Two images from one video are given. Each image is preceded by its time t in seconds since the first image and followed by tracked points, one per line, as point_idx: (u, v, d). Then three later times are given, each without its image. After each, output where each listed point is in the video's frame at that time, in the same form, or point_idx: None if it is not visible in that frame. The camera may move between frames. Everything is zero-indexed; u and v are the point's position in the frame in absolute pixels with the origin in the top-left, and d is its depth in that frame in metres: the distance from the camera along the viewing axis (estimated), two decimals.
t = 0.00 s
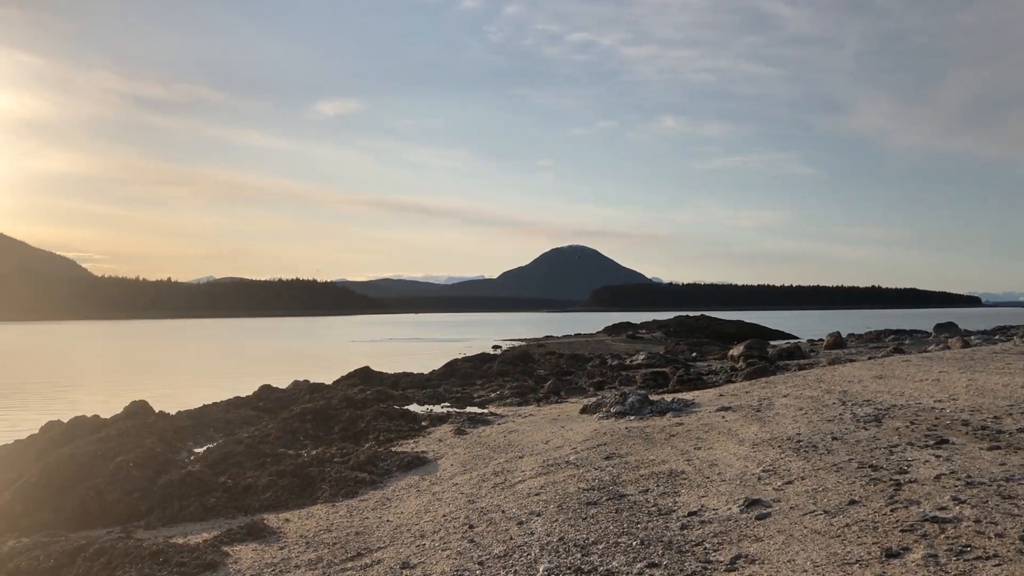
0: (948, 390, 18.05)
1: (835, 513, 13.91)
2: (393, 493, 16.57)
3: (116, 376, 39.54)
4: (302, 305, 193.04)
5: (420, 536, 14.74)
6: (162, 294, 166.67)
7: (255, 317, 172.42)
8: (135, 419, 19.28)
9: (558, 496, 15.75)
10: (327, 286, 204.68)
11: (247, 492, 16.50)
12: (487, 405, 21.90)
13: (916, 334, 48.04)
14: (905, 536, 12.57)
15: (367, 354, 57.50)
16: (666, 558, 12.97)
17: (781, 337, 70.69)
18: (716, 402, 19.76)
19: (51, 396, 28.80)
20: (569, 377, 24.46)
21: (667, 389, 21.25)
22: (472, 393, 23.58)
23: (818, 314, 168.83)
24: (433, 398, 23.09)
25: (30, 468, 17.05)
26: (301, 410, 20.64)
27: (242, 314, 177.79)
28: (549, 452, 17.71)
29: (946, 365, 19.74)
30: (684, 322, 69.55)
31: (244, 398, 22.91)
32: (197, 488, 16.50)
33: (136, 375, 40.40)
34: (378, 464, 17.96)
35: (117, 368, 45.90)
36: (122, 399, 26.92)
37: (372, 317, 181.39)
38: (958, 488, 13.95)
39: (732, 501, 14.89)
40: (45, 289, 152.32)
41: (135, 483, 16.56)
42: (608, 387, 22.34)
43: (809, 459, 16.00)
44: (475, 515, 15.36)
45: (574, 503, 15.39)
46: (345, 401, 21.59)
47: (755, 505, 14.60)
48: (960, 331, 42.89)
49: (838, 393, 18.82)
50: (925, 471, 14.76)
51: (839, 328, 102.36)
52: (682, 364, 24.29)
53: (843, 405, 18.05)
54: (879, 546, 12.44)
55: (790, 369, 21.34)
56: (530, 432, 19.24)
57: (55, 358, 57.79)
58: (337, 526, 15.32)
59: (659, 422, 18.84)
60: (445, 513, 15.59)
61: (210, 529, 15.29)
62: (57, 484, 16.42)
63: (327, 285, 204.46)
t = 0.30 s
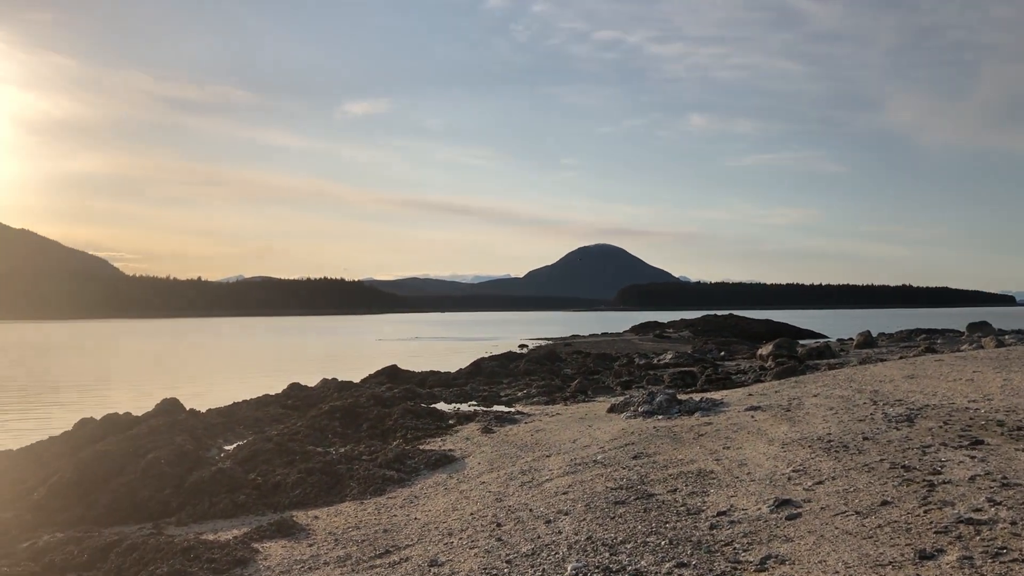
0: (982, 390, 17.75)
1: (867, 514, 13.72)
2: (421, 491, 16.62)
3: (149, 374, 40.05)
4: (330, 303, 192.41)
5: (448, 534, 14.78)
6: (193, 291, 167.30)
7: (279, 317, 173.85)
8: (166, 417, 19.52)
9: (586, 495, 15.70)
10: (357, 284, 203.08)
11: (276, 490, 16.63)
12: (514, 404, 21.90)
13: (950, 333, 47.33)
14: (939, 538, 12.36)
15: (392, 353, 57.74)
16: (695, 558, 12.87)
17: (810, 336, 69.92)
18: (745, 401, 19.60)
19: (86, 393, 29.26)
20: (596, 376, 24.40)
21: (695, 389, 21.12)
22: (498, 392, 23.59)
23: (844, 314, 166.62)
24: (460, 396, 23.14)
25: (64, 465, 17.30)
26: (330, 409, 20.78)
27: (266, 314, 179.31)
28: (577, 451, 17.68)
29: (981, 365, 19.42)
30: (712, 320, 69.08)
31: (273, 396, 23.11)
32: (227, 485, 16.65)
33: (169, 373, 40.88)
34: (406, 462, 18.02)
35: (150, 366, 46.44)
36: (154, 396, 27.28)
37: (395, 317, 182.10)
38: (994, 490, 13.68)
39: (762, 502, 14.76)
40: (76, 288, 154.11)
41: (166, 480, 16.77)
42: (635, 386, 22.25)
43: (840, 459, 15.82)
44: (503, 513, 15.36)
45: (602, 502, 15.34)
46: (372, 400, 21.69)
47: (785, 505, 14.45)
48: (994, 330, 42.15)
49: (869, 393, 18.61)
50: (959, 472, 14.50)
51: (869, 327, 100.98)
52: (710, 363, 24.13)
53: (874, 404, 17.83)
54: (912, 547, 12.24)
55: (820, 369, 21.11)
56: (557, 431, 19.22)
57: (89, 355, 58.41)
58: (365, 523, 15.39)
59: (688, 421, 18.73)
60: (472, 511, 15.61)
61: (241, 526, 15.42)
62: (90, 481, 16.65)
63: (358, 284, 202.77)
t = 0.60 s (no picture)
0: (1016, 389, 17.45)
1: (898, 514, 13.54)
2: (447, 489, 16.66)
3: (180, 371, 40.52)
4: (354, 301, 191.49)
5: (474, 531, 14.80)
6: (219, 290, 167.64)
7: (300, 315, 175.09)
8: (195, 413, 19.72)
9: (612, 494, 15.64)
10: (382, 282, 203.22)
11: (304, 486, 16.74)
12: (540, 402, 21.89)
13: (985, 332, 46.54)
14: (972, 539, 12.16)
15: (416, 351, 57.96)
16: (723, 557, 12.77)
17: (838, 335, 69.16)
18: (773, 400, 19.46)
19: (118, 390, 29.67)
20: (622, 375, 24.32)
21: (722, 387, 20.99)
22: (524, 390, 23.60)
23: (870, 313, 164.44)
24: (486, 394, 23.17)
25: (94, 461, 17.52)
26: (356, 406, 20.88)
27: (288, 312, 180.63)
28: (603, 449, 17.64)
29: (1015, 364, 19.10)
30: (739, 318, 68.54)
31: (300, 393, 23.29)
32: (255, 482, 16.78)
33: (199, 370, 41.32)
34: (432, 459, 18.07)
35: (181, 364, 46.95)
36: (185, 393, 27.60)
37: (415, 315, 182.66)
38: None
39: (791, 501, 14.62)
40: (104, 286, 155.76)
41: (196, 476, 16.93)
42: (661, 384, 22.17)
43: (870, 459, 15.64)
44: (529, 511, 15.35)
45: (629, 500, 15.28)
46: (399, 397, 21.77)
47: (814, 505, 14.31)
48: None
49: (900, 392, 18.40)
50: (993, 472, 14.25)
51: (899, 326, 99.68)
52: (738, 361, 23.96)
53: (905, 404, 17.61)
54: (945, 548, 12.04)
55: (849, 367, 20.90)
56: (583, 429, 19.21)
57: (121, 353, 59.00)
58: (392, 520, 15.46)
59: (715, 420, 18.63)
60: (499, 509, 15.62)
61: (269, 522, 15.54)
62: (120, 477, 16.86)
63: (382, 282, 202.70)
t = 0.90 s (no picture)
0: None
1: (927, 514, 13.34)
2: (472, 486, 16.68)
3: (207, 369, 40.92)
4: (373, 297, 192.26)
5: (498, 529, 14.80)
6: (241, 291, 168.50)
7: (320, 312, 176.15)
8: (221, 410, 19.90)
9: (637, 492, 15.59)
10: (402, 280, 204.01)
11: (329, 483, 16.84)
12: (563, 400, 21.88)
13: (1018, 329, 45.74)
14: (1003, 540, 11.95)
15: (439, 348, 58.12)
16: (749, 557, 12.67)
17: (866, 333, 68.24)
18: (799, 398, 19.32)
19: (146, 387, 30.01)
20: (647, 372, 24.25)
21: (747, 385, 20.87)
22: (548, 387, 23.61)
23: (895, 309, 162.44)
24: (510, 392, 23.19)
25: (123, 457, 17.72)
26: (381, 403, 20.96)
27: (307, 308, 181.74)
28: (628, 448, 17.58)
29: None
30: (765, 314, 67.84)
31: (325, 390, 23.44)
32: (281, 478, 16.89)
33: (226, 367, 41.73)
34: (456, 457, 18.11)
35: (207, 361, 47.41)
36: (212, 390, 27.88)
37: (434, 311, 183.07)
38: None
39: (817, 501, 14.47)
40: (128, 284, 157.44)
41: (222, 472, 17.07)
42: (686, 382, 22.09)
43: (898, 458, 15.45)
44: (553, 509, 15.33)
45: (653, 499, 15.21)
46: (423, 394, 21.82)
47: (841, 504, 14.15)
48: None
49: (928, 390, 18.18)
50: None
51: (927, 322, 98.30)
52: (763, 359, 23.81)
53: (934, 403, 17.38)
54: (975, 549, 11.84)
55: (877, 366, 20.69)
56: (607, 427, 19.17)
57: (148, 351, 59.75)
58: (417, 518, 15.50)
59: (740, 418, 18.52)
60: (523, 506, 15.61)
61: (295, 519, 15.65)
62: (148, 473, 17.03)
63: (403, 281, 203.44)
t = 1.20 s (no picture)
0: None
1: (954, 513, 13.16)
2: (494, 483, 16.72)
3: (231, 365, 41.28)
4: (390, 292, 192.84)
5: (521, 526, 14.82)
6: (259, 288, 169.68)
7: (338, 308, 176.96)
8: (245, 407, 20.06)
9: (659, 490, 15.54)
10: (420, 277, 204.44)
11: (352, 479, 16.94)
12: (585, 397, 21.87)
13: None
14: None
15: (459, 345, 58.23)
16: (773, 555, 12.58)
17: (891, 329, 67.43)
18: (823, 395, 19.21)
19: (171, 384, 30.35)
20: (669, 369, 24.19)
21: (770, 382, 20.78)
22: (569, 384, 23.61)
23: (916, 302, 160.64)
24: (532, 389, 23.21)
25: (149, 453, 17.90)
26: (403, 400, 21.05)
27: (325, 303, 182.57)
28: (650, 445, 17.55)
29: None
30: (789, 311, 67.15)
31: (348, 387, 23.58)
32: (305, 475, 17.01)
33: (249, 364, 42.06)
34: (478, 454, 18.15)
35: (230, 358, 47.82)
36: (236, 387, 28.12)
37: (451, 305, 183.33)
38: None
39: (842, 499, 14.35)
40: (149, 281, 159.18)
41: (246, 468, 17.21)
42: (708, 379, 22.02)
43: (924, 456, 15.28)
44: (575, 507, 15.31)
45: (676, 497, 15.17)
46: (445, 391, 21.88)
47: (866, 503, 14.01)
48: None
49: (954, 387, 18.00)
50: None
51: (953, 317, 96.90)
52: (786, 356, 23.66)
53: (960, 401, 17.19)
54: (1004, 549, 11.63)
55: (901, 362, 20.53)
56: (629, 424, 19.16)
57: (172, 348, 60.47)
58: (440, 515, 15.53)
59: (763, 415, 18.44)
60: (545, 503, 15.62)
61: (318, 516, 15.74)
62: (173, 469, 17.20)
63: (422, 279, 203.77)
